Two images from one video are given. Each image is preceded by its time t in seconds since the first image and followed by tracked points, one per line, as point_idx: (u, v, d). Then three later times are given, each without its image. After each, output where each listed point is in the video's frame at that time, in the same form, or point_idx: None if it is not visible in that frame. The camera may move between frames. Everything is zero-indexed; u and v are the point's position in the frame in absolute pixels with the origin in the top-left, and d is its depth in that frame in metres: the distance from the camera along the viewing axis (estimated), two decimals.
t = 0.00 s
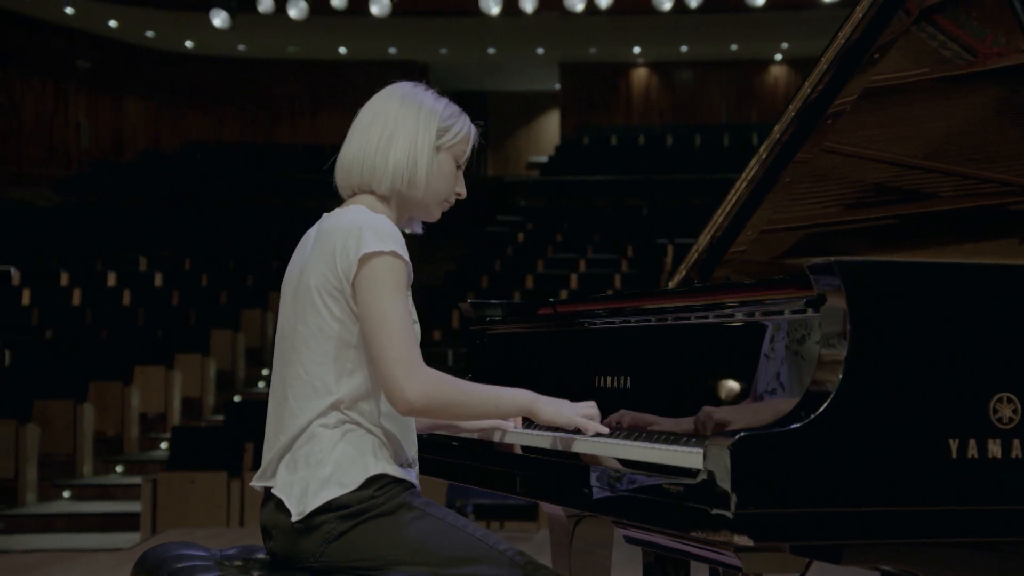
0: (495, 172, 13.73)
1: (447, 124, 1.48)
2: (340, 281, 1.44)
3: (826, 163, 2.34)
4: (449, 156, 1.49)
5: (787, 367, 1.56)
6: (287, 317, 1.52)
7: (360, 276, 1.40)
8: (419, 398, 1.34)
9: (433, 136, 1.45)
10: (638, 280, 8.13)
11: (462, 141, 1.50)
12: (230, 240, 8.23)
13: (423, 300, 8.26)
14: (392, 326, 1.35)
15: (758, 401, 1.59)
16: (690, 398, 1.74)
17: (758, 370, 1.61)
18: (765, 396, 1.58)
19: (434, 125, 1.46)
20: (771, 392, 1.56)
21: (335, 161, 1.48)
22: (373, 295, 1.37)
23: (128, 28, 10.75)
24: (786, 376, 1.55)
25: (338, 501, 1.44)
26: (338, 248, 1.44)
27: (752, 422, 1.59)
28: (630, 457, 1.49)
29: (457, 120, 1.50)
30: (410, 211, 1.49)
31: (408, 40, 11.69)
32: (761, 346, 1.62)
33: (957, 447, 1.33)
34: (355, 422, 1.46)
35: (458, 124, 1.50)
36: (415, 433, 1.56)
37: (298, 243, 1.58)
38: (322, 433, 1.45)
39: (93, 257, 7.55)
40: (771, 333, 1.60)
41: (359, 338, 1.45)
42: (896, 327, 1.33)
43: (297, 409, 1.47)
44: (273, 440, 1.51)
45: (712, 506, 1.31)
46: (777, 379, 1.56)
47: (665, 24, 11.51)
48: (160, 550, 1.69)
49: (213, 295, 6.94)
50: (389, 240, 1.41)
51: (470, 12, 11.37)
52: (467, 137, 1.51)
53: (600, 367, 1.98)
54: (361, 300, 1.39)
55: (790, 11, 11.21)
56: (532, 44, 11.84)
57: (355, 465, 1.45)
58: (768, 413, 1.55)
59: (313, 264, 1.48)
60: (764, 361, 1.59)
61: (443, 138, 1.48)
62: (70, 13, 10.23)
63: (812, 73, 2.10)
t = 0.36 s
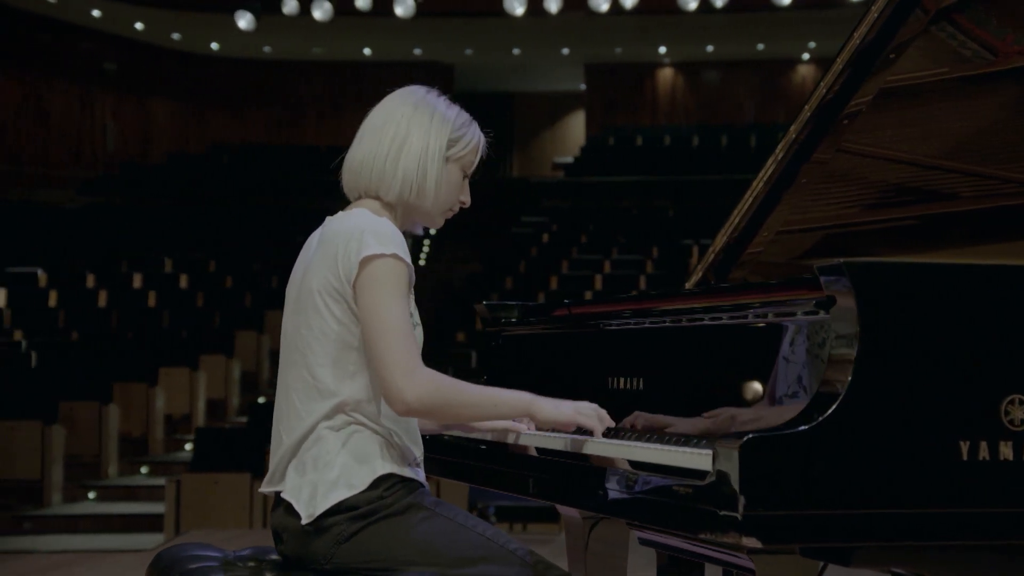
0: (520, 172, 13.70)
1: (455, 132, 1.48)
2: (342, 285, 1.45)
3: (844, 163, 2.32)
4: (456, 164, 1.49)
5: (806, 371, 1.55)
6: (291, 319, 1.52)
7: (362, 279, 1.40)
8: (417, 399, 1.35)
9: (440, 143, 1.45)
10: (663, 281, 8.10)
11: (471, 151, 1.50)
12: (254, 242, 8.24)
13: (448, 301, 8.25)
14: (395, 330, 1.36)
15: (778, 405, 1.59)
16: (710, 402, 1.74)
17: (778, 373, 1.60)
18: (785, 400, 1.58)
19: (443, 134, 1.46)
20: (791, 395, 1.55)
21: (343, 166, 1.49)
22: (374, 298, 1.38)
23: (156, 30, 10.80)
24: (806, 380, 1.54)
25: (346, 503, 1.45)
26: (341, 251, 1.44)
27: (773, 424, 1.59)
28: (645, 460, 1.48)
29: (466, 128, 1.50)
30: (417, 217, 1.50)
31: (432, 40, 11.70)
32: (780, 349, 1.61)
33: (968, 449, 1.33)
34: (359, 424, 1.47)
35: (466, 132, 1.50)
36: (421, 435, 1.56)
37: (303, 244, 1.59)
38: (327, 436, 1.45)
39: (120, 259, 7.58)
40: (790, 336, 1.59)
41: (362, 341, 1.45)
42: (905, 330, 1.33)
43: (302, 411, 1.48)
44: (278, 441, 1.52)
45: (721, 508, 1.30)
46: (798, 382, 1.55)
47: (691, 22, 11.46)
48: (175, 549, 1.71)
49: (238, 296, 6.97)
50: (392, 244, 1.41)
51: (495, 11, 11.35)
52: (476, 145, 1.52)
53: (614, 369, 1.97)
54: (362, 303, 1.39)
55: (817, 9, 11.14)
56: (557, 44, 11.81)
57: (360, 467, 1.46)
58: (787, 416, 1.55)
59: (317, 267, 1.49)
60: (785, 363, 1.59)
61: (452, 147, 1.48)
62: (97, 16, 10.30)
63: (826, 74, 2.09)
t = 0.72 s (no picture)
0: (545, 172, 13.68)
1: (475, 132, 1.48)
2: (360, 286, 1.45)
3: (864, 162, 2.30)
4: (476, 164, 1.48)
5: (820, 373, 1.53)
6: (309, 319, 1.53)
7: (380, 281, 1.40)
8: (444, 404, 1.34)
9: (460, 143, 1.45)
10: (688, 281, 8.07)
11: (491, 150, 1.50)
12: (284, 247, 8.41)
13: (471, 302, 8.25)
14: (410, 331, 1.35)
15: (789, 408, 1.58)
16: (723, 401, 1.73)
17: (791, 375, 1.59)
18: (796, 402, 1.57)
19: (461, 133, 1.45)
20: (802, 398, 1.54)
21: (364, 165, 1.49)
22: (392, 299, 1.37)
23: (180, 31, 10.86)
24: (819, 382, 1.53)
25: (357, 504, 1.45)
26: (360, 252, 1.45)
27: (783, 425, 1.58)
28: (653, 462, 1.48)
29: (487, 128, 1.50)
30: (436, 218, 1.49)
31: (456, 40, 11.70)
32: (794, 350, 1.60)
33: (978, 451, 1.34)
34: (374, 425, 1.47)
35: (487, 133, 1.50)
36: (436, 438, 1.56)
37: (323, 245, 1.59)
38: (341, 437, 1.45)
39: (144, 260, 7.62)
40: (804, 337, 1.58)
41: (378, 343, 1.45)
42: (910, 332, 1.34)
43: (317, 412, 1.48)
44: (292, 442, 1.52)
45: (727, 510, 1.30)
46: (811, 384, 1.54)
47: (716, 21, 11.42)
48: (189, 549, 1.72)
49: (261, 297, 6.99)
50: (409, 246, 1.41)
51: (518, 10, 11.35)
52: (497, 147, 1.51)
53: (625, 369, 1.97)
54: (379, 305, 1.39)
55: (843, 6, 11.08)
56: (581, 43, 11.80)
57: (373, 468, 1.46)
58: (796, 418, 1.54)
59: (335, 268, 1.49)
60: (797, 365, 1.58)
61: (471, 146, 1.48)
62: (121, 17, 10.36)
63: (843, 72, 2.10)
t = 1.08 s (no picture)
0: (566, 171, 13.68)
1: (494, 138, 1.48)
2: (366, 287, 1.45)
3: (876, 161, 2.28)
4: (493, 170, 1.48)
5: (831, 372, 1.51)
6: (316, 319, 1.53)
7: (387, 283, 1.40)
8: (441, 407, 1.34)
9: (481, 150, 1.45)
10: (709, 282, 8.03)
11: (505, 158, 1.50)
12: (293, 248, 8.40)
13: (492, 302, 8.24)
14: (417, 335, 1.35)
15: (799, 406, 1.58)
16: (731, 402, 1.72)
17: (801, 373, 1.58)
18: (806, 400, 1.56)
19: (482, 140, 1.45)
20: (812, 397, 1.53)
21: (377, 164, 1.48)
22: (400, 303, 1.37)
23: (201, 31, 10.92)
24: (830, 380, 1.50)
25: (362, 506, 1.45)
26: (368, 253, 1.45)
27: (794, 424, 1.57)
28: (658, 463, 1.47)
29: (504, 135, 1.50)
30: (447, 220, 1.49)
31: (476, 41, 11.72)
32: (805, 349, 1.58)
33: (983, 453, 1.33)
34: (380, 427, 1.47)
35: (503, 139, 1.50)
36: (442, 439, 1.56)
37: (332, 244, 1.59)
38: (347, 439, 1.46)
39: (165, 262, 7.65)
40: (815, 336, 1.56)
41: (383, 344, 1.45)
42: (915, 334, 1.33)
43: (323, 413, 1.48)
44: (299, 444, 1.52)
45: (729, 511, 1.30)
46: (822, 383, 1.52)
47: (739, 19, 11.40)
48: (196, 551, 1.73)
49: (280, 297, 7.01)
50: (420, 250, 1.41)
51: (539, 10, 11.35)
52: (512, 154, 1.51)
53: (633, 370, 1.97)
54: (386, 307, 1.38)
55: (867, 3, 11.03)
56: (603, 43, 11.79)
57: (379, 470, 1.46)
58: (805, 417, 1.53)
59: (342, 268, 1.49)
60: (808, 365, 1.56)
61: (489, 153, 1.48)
62: (142, 17, 10.43)
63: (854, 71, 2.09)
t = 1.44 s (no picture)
0: (589, 172, 13.63)
1: (507, 149, 1.48)
2: (374, 288, 1.45)
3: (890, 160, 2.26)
4: (504, 182, 1.49)
5: (834, 376, 1.49)
6: (323, 320, 1.53)
7: (395, 285, 1.40)
8: (443, 407, 1.34)
9: (495, 160, 1.45)
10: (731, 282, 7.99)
11: (516, 170, 1.51)
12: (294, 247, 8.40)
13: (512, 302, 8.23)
14: (423, 338, 1.35)
15: (806, 412, 1.54)
16: (736, 403, 1.72)
17: (808, 379, 1.55)
18: (813, 406, 1.53)
19: (497, 151, 1.45)
20: (816, 401, 1.50)
21: (388, 169, 1.48)
22: (407, 304, 1.37)
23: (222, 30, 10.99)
24: (832, 384, 1.49)
25: (368, 505, 1.45)
26: (377, 255, 1.45)
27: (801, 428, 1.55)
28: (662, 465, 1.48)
29: (515, 146, 1.50)
30: (455, 227, 1.49)
31: (498, 40, 11.72)
32: (811, 352, 1.56)
33: (988, 454, 1.32)
34: (387, 426, 1.47)
35: (515, 150, 1.50)
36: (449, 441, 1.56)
37: (340, 247, 1.60)
38: (353, 437, 1.46)
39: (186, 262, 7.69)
40: (821, 338, 1.53)
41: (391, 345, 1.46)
42: (919, 334, 1.33)
43: (332, 412, 1.48)
44: (308, 443, 1.53)
45: (731, 512, 1.30)
46: (825, 386, 1.50)
47: (763, 19, 11.37)
48: (203, 553, 1.73)
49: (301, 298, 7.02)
50: (430, 254, 1.41)
51: (559, 10, 11.35)
52: (522, 164, 1.52)
53: (641, 372, 1.97)
54: (394, 308, 1.39)
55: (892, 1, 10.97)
56: (625, 42, 11.78)
57: (385, 469, 1.46)
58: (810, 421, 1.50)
59: (351, 269, 1.49)
60: (813, 369, 1.54)
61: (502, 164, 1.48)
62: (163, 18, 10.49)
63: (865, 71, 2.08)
